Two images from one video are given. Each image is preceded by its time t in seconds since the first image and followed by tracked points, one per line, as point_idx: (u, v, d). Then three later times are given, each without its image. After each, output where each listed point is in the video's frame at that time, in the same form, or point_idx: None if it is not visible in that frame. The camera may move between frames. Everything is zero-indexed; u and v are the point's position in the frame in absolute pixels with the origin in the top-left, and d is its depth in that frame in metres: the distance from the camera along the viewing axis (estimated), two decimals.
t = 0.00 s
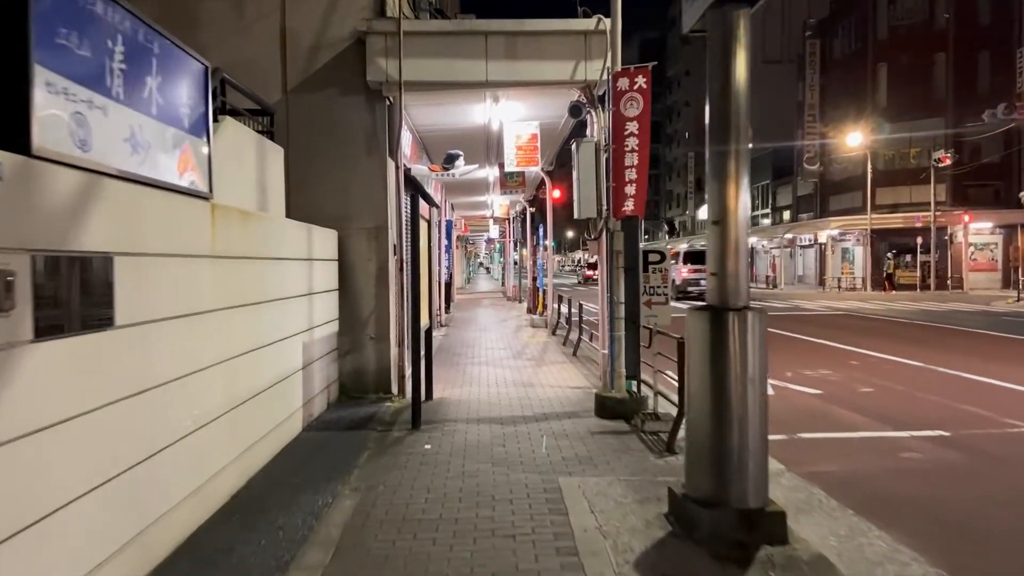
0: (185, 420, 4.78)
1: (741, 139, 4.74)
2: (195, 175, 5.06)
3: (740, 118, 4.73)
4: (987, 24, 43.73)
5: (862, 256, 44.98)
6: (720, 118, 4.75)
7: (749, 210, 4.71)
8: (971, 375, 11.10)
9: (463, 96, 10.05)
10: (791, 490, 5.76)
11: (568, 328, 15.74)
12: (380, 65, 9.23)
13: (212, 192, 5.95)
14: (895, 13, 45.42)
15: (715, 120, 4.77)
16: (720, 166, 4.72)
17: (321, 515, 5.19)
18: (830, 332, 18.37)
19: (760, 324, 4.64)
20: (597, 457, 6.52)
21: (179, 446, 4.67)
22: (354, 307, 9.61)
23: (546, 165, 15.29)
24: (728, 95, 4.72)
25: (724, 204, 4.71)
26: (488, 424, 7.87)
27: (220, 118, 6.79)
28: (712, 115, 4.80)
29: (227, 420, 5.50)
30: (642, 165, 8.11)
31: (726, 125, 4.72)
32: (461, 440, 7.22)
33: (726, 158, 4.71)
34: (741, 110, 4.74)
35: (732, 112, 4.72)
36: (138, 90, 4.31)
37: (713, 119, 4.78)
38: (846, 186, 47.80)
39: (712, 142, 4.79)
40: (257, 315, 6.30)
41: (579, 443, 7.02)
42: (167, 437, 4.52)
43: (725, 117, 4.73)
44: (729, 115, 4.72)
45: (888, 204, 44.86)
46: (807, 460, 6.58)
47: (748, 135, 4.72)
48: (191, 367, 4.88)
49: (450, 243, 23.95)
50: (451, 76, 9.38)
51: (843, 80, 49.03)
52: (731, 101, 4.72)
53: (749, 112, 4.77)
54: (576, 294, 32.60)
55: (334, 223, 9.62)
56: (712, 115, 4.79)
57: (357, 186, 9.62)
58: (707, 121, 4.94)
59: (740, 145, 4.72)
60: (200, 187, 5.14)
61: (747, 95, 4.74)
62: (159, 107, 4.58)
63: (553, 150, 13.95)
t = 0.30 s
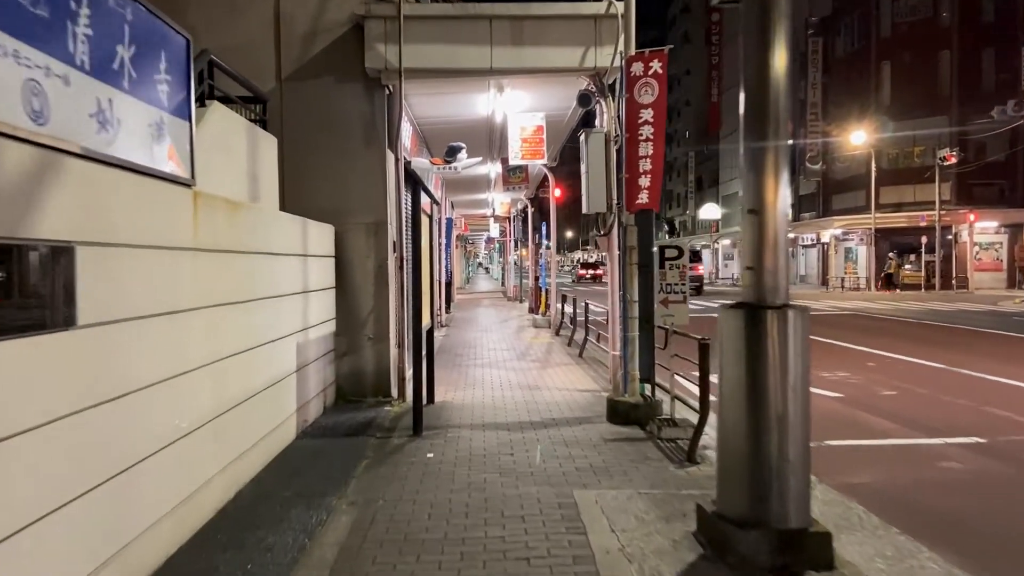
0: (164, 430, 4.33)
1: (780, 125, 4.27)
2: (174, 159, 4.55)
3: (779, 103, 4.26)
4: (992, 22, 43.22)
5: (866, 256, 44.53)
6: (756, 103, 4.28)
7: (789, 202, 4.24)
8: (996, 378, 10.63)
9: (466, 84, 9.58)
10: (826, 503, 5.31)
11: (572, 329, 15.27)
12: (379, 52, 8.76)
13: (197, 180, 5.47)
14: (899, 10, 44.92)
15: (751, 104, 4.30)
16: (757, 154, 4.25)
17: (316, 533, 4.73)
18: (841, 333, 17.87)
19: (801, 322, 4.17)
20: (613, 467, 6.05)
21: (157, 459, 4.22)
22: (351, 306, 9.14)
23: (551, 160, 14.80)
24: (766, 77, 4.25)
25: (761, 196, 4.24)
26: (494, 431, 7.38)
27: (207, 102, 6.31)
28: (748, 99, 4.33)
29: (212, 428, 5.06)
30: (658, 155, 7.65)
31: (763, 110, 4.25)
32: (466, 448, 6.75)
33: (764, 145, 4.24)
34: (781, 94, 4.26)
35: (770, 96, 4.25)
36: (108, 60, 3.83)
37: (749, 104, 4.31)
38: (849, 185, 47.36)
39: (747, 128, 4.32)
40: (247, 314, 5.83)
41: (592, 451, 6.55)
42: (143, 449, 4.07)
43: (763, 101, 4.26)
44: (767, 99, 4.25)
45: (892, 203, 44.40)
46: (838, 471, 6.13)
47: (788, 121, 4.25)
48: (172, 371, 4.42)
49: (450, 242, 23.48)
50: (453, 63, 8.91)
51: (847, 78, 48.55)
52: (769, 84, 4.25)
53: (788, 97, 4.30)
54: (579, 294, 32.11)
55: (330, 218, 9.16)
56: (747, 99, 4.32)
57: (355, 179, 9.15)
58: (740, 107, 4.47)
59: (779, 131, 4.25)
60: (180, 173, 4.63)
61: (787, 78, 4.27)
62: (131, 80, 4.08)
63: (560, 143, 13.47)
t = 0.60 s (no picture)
0: (135, 458, 3.89)
1: (823, 124, 3.83)
2: (147, 152, 4.07)
3: (822, 98, 3.82)
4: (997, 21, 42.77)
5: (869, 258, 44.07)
6: (797, 98, 3.84)
7: (833, 206, 3.80)
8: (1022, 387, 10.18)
9: (469, 79, 9.12)
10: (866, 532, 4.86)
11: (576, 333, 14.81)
12: (377, 44, 8.31)
13: (177, 179, 5.01)
14: (903, 10, 44.49)
15: (790, 100, 3.86)
16: (798, 154, 3.82)
17: (304, 569, 4.29)
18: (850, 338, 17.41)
19: (848, 337, 3.73)
20: (629, 489, 5.60)
21: (125, 492, 3.77)
22: (348, 313, 8.69)
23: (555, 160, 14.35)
24: (808, 66, 3.81)
25: (801, 200, 3.81)
26: (500, 447, 6.92)
27: (193, 96, 5.87)
28: (787, 93, 3.89)
29: (194, 450, 4.62)
30: (674, 153, 7.21)
31: (805, 106, 3.82)
32: (470, 466, 6.30)
33: (806, 145, 3.80)
34: (824, 89, 3.82)
35: (813, 91, 3.81)
36: (67, 39, 3.37)
37: (789, 96, 3.87)
38: (852, 186, 46.92)
39: (785, 126, 3.89)
40: (235, 323, 5.38)
41: (606, 470, 6.10)
42: (109, 482, 3.63)
43: (805, 95, 3.82)
44: (809, 94, 3.81)
45: (898, 203, 43.36)
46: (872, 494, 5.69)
47: (832, 120, 3.82)
48: (143, 393, 3.97)
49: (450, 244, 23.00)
50: (456, 56, 8.46)
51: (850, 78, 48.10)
52: (812, 75, 3.81)
53: (833, 93, 3.86)
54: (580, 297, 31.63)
55: (326, 219, 8.71)
56: (786, 94, 3.88)
57: (352, 179, 8.70)
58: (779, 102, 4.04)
59: (822, 130, 3.81)
60: (154, 169, 4.15)
61: (831, 67, 3.83)
62: (96, 65, 3.62)
63: (565, 142, 13.01)
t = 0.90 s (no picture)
0: (89, 481, 3.42)
1: (869, 105, 3.37)
2: (103, 136, 3.62)
3: (868, 79, 3.36)
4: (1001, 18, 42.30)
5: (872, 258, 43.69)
6: (839, 79, 3.38)
7: (881, 199, 3.35)
8: None
9: (468, 69, 8.67)
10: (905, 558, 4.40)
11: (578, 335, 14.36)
12: (370, 31, 7.85)
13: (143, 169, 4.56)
14: (905, 7, 44.07)
15: (831, 81, 3.40)
16: (839, 144, 3.37)
17: None
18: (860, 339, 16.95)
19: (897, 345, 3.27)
20: (641, 507, 5.14)
21: (77, 520, 3.31)
22: (340, 315, 8.23)
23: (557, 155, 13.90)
24: (851, 39, 3.34)
25: (843, 194, 3.36)
26: (500, 458, 6.47)
27: (169, 81, 5.42)
28: (828, 74, 3.43)
29: (162, 470, 4.16)
30: (686, 146, 6.77)
31: (848, 88, 3.35)
32: (469, 480, 5.86)
33: (849, 132, 3.35)
34: (870, 69, 3.36)
35: (857, 67, 3.34)
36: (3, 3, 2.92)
37: (829, 73, 3.41)
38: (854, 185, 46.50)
39: (825, 108, 3.43)
40: (211, 328, 4.93)
41: (615, 485, 5.65)
42: (56, 510, 3.17)
43: (849, 77, 3.35)
44: (853, 74, 3.35)
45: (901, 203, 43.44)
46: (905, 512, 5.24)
47: (878, 99, 3.35)
48: (99, 407, 3.51)
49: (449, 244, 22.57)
50: (453, 44, 8.01)
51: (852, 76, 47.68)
52: (855, 49, 3.34)
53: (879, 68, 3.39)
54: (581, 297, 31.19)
55: (317, 216, 8.26)
56: (826, 75, 3.43)
57: (344, 174, 8.25)
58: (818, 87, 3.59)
59: (867, 112, 3.35)
60: (112, 155, 3.70)
61: (878, 40, 3.36)
62: (40, 35, 3.18)
63: (567, 136, 12.58)
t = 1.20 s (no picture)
0: (44, 516, 2.97)
1: (935, 84, 2.80)
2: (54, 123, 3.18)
3: (935, 53, 2.79)
4: (1005, 17, 41.86)
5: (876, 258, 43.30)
6: (899, 54, 2.82)
7: (948, 195, 2.79)
8: None
9: (469, 59, 8.22)
10: None
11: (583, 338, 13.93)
12: (366, 19, 7.40)
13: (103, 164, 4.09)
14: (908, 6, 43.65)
15: (890, 56, 2.85)
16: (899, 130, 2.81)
17: None
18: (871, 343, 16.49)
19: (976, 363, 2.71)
20: (660, 534, 4.66)
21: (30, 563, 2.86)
22: (334, 320, 7.78)
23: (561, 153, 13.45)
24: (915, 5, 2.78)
25: (903, 188, 2.80)
26: (503, 476, 6.00)
27: (144, 66, 4.97)
28: (885, 48, 2.88)
29: (132, 497, 3.71)
30: (702, 140, 6.32)
31: (909, 66, 2.79)
32: (471, 501, 5.39)
33: (910, 116, 2.80)
34: (937, 41, 2.78)
35: (920, 39, 2.77)
36: None
37: (886, 48, 2.85)
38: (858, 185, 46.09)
39: (881, 89, 2.88)
40: (188, 338, 4.47)
41: (630, 507, 5.18)
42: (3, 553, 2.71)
43: (910, 51, 2.79)
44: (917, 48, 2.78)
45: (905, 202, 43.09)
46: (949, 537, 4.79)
47: (946, 77, 2.79)
48: (56, 431, 3.05)
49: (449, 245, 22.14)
50: (453, 33, 7.57)
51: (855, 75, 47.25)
52: (919, 17, 2.78)
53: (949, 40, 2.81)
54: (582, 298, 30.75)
55: (310, 215, 7.81)
56: (884, 50, 2.87)
57: (339, 170, 7.80)
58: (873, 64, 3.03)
59: (933, 92, 2.79)
60: (65, 145, 3.26)
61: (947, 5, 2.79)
62: None
63: (572, 133, 12.13)
